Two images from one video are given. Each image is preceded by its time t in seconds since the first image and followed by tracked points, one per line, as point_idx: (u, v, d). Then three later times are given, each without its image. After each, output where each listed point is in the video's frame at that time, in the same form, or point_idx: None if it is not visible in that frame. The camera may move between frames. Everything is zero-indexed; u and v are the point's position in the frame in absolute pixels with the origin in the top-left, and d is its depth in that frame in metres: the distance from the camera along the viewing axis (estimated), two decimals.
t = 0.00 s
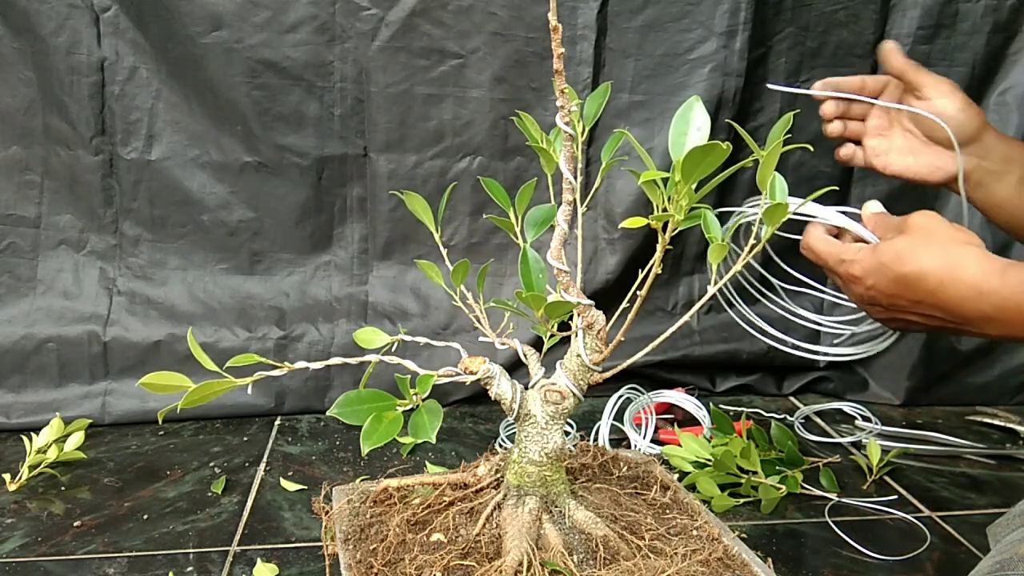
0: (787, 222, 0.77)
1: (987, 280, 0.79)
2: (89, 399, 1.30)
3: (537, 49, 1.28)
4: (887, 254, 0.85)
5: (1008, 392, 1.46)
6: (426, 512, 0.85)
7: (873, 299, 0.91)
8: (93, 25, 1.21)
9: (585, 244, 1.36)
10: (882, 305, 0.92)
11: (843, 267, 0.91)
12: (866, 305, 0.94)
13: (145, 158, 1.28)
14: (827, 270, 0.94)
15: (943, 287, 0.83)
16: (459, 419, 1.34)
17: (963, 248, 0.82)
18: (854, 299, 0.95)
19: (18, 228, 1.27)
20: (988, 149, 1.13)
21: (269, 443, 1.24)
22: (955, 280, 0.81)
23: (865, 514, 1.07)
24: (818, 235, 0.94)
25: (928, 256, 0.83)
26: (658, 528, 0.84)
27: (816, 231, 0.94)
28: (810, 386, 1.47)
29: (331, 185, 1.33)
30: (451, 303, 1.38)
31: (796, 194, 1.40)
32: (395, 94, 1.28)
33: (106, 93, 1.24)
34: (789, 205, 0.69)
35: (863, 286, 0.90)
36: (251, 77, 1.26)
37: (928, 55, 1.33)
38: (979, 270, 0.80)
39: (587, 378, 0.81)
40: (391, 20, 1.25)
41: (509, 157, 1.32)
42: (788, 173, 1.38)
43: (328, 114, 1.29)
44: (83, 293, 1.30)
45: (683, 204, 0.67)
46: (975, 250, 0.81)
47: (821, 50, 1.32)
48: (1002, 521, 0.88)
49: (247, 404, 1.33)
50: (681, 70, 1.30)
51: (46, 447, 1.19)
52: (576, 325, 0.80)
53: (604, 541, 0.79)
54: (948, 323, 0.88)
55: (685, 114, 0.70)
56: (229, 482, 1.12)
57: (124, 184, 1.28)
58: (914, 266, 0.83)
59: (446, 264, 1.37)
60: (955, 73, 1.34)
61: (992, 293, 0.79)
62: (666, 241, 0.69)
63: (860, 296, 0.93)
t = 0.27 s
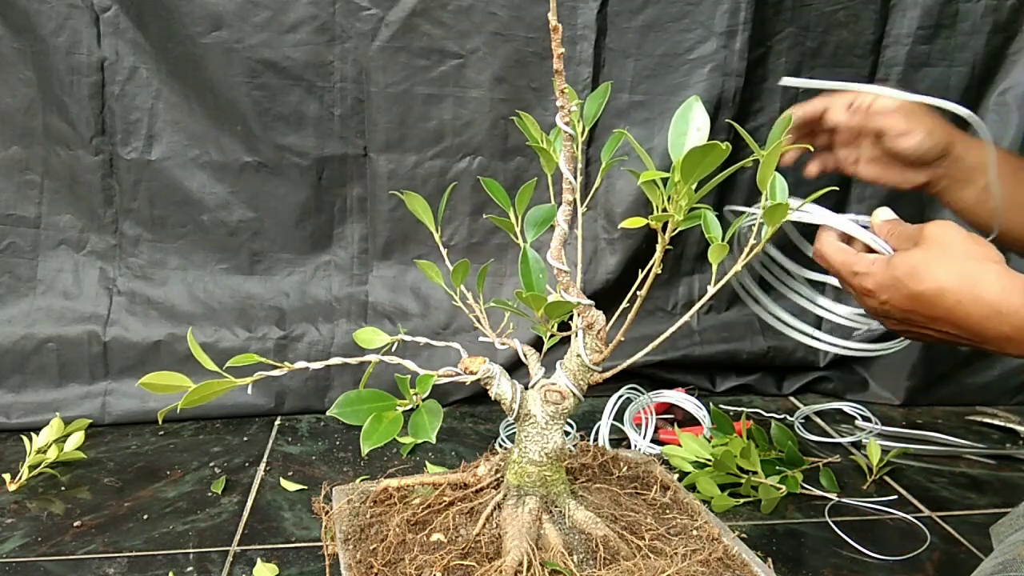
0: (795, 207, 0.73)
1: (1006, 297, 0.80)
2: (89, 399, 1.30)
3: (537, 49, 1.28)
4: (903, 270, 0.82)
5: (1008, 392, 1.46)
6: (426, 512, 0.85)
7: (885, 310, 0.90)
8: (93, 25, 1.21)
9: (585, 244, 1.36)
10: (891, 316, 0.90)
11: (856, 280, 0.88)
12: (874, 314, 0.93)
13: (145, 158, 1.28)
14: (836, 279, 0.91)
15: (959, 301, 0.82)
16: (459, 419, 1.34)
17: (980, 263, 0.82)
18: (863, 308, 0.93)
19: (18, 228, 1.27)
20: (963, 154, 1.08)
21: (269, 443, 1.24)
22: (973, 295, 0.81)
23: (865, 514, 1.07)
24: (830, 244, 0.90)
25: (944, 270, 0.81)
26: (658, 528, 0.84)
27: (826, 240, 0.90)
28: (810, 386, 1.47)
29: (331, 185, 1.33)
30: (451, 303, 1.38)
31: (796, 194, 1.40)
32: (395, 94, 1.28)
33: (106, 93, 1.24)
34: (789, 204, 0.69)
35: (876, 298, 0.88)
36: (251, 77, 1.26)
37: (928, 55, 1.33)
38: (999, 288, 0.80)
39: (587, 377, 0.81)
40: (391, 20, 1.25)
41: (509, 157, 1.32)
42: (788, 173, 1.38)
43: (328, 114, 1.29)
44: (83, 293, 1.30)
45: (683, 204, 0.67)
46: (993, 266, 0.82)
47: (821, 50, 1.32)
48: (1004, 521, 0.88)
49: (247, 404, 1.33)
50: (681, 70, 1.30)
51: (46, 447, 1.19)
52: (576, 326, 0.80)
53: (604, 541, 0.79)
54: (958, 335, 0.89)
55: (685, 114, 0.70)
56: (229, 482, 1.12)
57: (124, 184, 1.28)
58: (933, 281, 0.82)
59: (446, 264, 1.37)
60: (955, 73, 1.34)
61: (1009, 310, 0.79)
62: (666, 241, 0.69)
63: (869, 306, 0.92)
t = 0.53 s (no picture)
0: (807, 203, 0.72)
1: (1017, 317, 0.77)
2: (89, 399, 1.30)
3: (537, 49, 1.28)
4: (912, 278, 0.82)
5: (1008, 392, 1.46)
6: (426, 512, 0.85)
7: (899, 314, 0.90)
8: (93, 25, 1.21)
9: (585, 244, 1.36)
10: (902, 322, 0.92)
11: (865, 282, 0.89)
12: (887, 318, 0.95)
13: (145, 158, 1.28)
14: (849, 278, 0.93)
15: (970, 313, 0.81)
16: (459, 419, 1.34)
17: (997, 277, 0.79)
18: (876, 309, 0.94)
19: (18, 228, 1.27)
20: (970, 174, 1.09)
21: (269, 443, 1.24)
22: (984, 309, 0.80)
23: (865, 514, 1.07)
24: (843, 241, 0.91)
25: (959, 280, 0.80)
26: (658, 527, 0.84)
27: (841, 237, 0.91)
28: (810, 386, 1.47)
29: (331, 185, 1.33)
30: (451, 302, 1.38)
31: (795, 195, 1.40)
32: (395, 94, 1.28)
33: (106, 93, 1.24)
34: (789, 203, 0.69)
35: (884, 303, 0.89)
36: (251, 77, 1.26)
37: (928, 55, 1.33)
38: (1012, 305, 0.77)
39: (586, 378, 0.81)
40: (391, 20, 1.25)
41: (509, 157, 1.32)
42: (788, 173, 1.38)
43: (328, 114, 1.29)
44: (83, 293, 1.30)
45: (683, 204, 0.67)
46: (1009, 282, 0.79)
47: (821, 50, 1.32)
48: (1007, 520, 0.87)
49: (247, 404, 1.33)
50: (680, 70, 1.30)
51: (46, 447, 1.19)
52: (576, 326, 0.80)
53: (604, 541, 0.79)
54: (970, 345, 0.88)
55: (684, 114, 0.70)
56: (229, 482, 1.12)
57: (124, 184, 1.28)
58: (941, 292, 0.81)
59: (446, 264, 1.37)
60: (955, 73, 1.34)
61: (1019, 329, 0.77)
62: (666, 241, 0.69)
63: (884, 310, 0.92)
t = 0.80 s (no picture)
0: (817, 191, 0.71)
1: None
2: (89, 399, 1.30)
3: (537, 49, 1.28)
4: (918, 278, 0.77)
5: (1008, 392, 1.46)
6: (426, 512, 0.85)
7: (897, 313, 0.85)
8: (93, 25, 1.21)
9: (585, 243, 1.36)
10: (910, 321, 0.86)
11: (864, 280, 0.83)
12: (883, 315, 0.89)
13: (146, 158, 1.28)
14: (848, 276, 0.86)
15: (976, 314, 0.77)
16: (459, 419, 1.34)
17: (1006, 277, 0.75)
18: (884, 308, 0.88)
19: (18, 228, 1.27)
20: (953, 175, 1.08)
21: (269, 443, 1.24)
22: (991, 309, 0.76)
23: (865, 514, 1.07)
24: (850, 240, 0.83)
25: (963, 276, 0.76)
26: (658, 527, 0.84)
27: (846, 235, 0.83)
28: (810, 386, 1.47)
29: (332, 185, 1.33)
30: (451, 302, 1.38)
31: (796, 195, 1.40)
32: (395, 94, 1.28)
33: (106, 93, 1.24)
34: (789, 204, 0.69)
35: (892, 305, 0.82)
36: (251, 77, 1.26)
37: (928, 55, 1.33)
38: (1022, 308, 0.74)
39: (587, 377, 0.81)
40: (391, 20, 1.25)
41: (509, 157, 1.32)
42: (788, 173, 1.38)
43: (328, 114, 1.29)
44: (83, 293, 1.30)
45: (683, 205, 0.67)
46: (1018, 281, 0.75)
47: (821, 50, 1.32)
48: (1009, 518, 0.87)
49: (247, 403, 1.33)
50: (680, 70, 1.30)
51: (46, 447, 1.19)
52: (576, 326, 0.80)
53: (604, 541, 0.79)
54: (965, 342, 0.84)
55: (684, 114, 0.70)
56: (229, 482, 1.12)
57: (124, 184, 1.28)
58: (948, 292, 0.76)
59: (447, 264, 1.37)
60: (956, 73, 1.34)
61: None
62: (666, 241, 0.69)
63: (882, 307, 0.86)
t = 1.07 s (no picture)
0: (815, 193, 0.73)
1: None
2: (89, 399, 1.30)
3: (537, 49, 1.28)
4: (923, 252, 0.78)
5: (1008, 392, 1.46)
6: (426, 512, 0.85)
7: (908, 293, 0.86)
8: (93, 25, 1.21)
9: (585, 243, 1.36)
10: (911, 298, 0.87)
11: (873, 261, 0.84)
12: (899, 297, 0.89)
13: (145, 158, 1.28)
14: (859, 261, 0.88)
15: (982, 290, 0.77)
16: (459, 419, 1.34)
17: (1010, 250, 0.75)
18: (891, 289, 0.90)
19: (18, 228, 1.27)
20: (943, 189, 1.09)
21: (269, 442, 1.24)
22: (996, 284, 0.76)
23: (865, 514, 1.07)
24: (851, 226, 0.87)
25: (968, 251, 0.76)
26: (658, 528, 0.84)
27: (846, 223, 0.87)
28: (810, 386, 1.47)
29: (332, 185, 1.33)
30: (451, 302, 1.38)
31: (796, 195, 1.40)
32: (395, 94, 1.28)
33: (106, 93, 1.24)
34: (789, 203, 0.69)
35: (895, 281, 0.84)
36: (251, 77, 1.26)
37: (928, 55, 1.33)
38: None
39: (587, 377, 0.81)
40: (391, 20, 1.25)
41: (509, 157, 1.32)
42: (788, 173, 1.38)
43: (328, 114, 1.29)
44: (83, 293, 1.30)
45: (683, 205, 0.67)
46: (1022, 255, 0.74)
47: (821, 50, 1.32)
48: (1010, 518, 0.87)
49: (247, 403, 1.33)
50: (680, 70, 1.30)
51: (46, 447, 1.19)
52: (576, 326, 0.80)
53: (604, 541, 0.79)
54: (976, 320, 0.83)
55: (684, 114, 0.70)
56: (229, 482, 1.12)
57: (124, 184, 1.28)
58: (953, 266, 0.77)
59: (447, 264, 1.37)
60: (956, 73, 1.34)
61: None
62: (666, 241, 0.69)
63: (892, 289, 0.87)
